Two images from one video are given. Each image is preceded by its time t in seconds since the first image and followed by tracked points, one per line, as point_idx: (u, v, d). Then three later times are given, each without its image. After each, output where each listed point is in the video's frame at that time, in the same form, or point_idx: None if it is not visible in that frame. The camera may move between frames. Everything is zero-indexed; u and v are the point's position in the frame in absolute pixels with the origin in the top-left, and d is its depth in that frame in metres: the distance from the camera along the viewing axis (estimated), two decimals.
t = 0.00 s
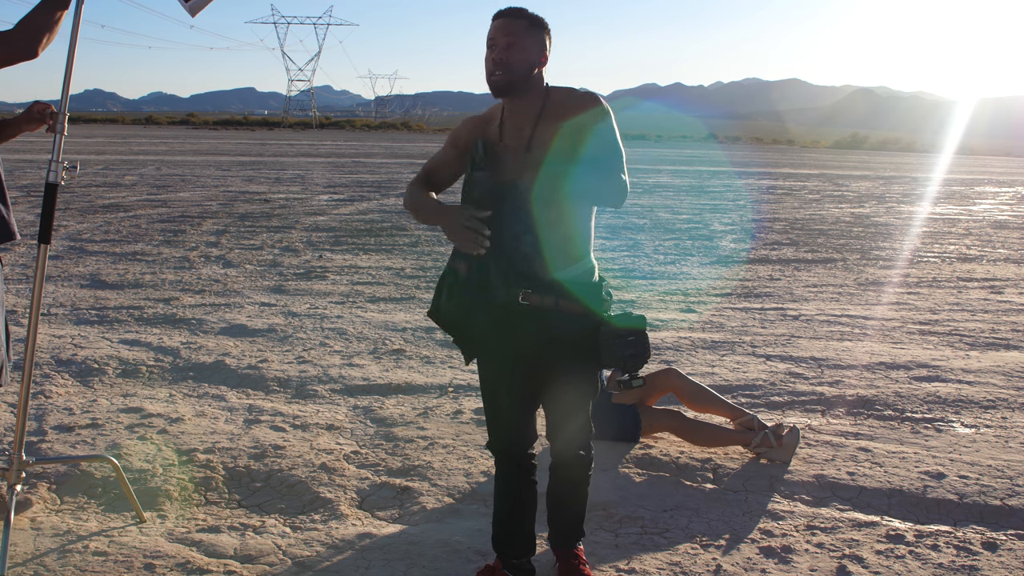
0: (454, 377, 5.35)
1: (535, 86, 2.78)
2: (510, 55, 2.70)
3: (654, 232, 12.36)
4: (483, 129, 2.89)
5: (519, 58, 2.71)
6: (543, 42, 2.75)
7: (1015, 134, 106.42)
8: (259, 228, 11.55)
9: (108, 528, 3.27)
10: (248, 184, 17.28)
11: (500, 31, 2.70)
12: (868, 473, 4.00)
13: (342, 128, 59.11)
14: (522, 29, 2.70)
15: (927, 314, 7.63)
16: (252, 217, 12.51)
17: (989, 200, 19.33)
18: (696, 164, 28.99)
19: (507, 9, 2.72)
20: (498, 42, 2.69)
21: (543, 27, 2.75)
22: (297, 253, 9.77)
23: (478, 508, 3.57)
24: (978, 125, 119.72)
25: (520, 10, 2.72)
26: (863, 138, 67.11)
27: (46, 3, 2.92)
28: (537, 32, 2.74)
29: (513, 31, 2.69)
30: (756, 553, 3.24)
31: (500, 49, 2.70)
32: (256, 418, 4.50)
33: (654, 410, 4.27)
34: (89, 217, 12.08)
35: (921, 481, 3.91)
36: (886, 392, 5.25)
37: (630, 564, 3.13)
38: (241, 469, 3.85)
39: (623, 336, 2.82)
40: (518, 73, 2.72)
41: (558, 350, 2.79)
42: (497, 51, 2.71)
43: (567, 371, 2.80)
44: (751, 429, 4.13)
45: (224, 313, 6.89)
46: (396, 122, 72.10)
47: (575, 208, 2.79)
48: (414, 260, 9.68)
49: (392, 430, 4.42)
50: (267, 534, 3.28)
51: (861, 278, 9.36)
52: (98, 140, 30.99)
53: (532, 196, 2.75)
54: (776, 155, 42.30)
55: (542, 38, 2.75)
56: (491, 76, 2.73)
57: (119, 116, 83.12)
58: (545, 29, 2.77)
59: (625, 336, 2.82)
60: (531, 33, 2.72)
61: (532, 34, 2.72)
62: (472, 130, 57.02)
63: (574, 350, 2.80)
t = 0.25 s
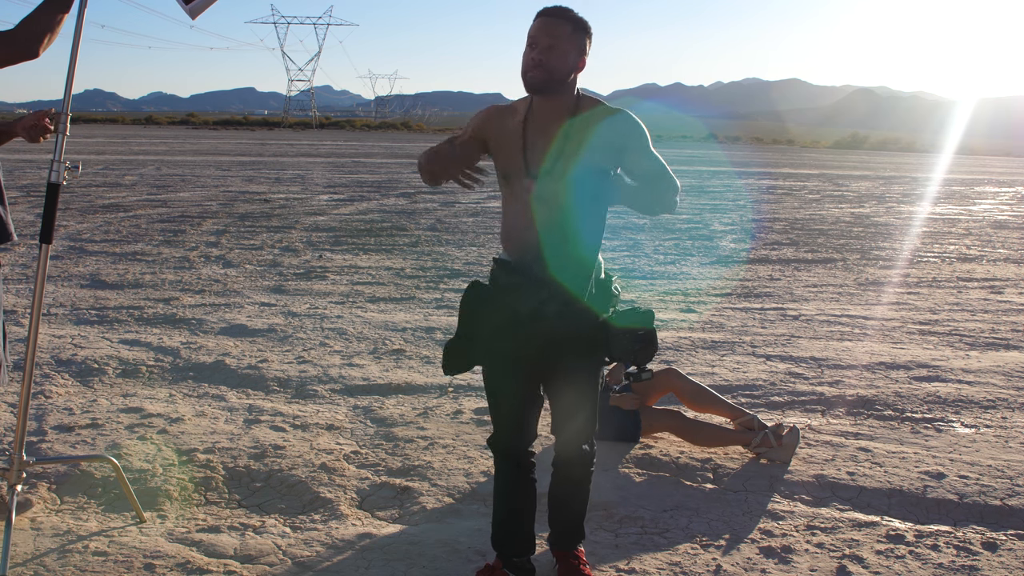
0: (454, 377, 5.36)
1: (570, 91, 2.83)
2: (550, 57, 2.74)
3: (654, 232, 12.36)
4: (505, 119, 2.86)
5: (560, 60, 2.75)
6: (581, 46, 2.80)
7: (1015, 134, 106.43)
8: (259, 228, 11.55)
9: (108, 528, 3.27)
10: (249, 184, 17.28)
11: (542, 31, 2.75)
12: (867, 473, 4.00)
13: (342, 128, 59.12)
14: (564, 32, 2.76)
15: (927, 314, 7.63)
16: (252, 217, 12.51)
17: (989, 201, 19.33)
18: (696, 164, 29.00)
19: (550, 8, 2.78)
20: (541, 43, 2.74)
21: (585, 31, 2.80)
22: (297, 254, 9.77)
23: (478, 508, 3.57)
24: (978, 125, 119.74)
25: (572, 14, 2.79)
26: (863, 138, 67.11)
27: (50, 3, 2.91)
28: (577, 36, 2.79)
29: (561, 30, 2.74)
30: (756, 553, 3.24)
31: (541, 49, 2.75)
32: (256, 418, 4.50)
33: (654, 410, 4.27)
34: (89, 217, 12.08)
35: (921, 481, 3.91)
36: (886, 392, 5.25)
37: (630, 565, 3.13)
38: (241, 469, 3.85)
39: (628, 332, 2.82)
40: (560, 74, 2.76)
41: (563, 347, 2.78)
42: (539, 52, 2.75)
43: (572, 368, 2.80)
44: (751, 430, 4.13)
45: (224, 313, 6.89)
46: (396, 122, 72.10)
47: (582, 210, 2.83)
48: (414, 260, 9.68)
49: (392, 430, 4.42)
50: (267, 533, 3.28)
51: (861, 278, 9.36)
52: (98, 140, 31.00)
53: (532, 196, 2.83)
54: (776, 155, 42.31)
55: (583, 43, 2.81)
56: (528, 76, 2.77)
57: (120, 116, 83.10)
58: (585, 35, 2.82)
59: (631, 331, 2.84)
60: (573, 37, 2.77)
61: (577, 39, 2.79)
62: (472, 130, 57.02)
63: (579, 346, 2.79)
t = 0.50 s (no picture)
0: (454, 377, 5.36)
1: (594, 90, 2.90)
2: (578, 57, 2.83)
3: (654, 232, 12.36)
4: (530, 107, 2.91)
5: (589, 59, 2.83)
6: (612, 48, 2.87)
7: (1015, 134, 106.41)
8: (259, 228, 11.54)
9: (108, 528, 3.27)
10: (248, 183, 17.28)
11: (574, 32, 2.83)
12: (868, 473, 4.00)
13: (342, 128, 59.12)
14: (594, 34, 2.84)
15: (927, 314, 7.63)
16: (252, 217, 12.51)
17: (989, 201, 19.33)
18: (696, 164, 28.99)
19: (584, 10, 2.86)
20: (569, 44, 2.84)
21: (616, 35, 2.88)
22: (297, 253, 9.77)
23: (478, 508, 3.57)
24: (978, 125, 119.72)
25: (603, 17, 2.87)
26: (863, 138, 67.10)
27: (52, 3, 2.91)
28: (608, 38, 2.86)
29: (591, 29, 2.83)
30: (756, 553, 3.24)
31: (571, 48, 2.84)
32: (256, 418, 4.50)
33: (654, 410, 4.27)
34: (89, 217, 12.08)
35: (921, 481, 3.91)
36: (886, 392, 5.25)
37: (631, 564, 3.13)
38: (241, 469, 3.85)
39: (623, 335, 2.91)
40: (587, 72, 2.85)
41: (565, 347, 2.86)
42: (568, 51, 2.84)
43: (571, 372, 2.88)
44: (751, 429, 4.13)
45: (224, 313, 6.89)
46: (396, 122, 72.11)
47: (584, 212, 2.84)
48: (413, 260, 9.68)
49: (392, 430, 4.42)
50: (267, 534, 3.28)
51: (861, 278, 9.35)
52: (98, 140, 31.00)
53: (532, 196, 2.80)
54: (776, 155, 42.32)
55: (615, 46, 2.88)
56: (558, 73, 2.86)
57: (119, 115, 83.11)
58: (616, 39, 2.89)
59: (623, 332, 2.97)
60: (603, 39, 2.85)
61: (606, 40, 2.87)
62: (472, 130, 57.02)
63: (581, 347, 2.87)
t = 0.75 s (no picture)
0: (454, 377, 5.36)
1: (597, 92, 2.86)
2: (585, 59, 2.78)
3: (654, 232, 12.36)
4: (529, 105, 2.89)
5: (596, 62, 2.79)
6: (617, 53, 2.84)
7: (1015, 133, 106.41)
8: (259, 228, 11.55)
9: (108, 528, 3.27)
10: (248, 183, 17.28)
11: (581, 34, 2.79)
12: (868, 473, 4.00)
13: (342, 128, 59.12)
14: (601, 37, 2.80)
15: (927, 314, 7.63)
16: (252, 217, 12.51)
17: (989, 201, 19.34)
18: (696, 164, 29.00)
19: (592, 13, 2.82)
20: (578, 45, 2.79)
21: (621, 39, 2.85)
22: (297, 253, 9.78)
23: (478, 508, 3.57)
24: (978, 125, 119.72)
25: (609, 21, 2.84)
26: (863, 138, 67.11)
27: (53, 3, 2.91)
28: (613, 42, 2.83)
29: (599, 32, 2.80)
30: (757, 553, 3.24)
31: (579, 51, 2.79)
32: (256, 418, 4.50)
33: (653, 410, 4.27)
34: (89, 217, 12.08)
35: (921, 481, 3.91)
36: (886, 392, 5.25)
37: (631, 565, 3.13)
38: (241, 469, 3.85)
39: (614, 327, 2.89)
40: (594, 75, 2.80)
41: (561, 347, 2.88)
42: (576, 53, 2.79)
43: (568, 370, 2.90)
44: (751, 430, 4.12)
45: (224, 313, 6.89)
46: (396, 122, 72.12)
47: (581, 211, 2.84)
48: (413, 260, 9.68)
49: (392, 430, 4.42)
50: (267, 534, 3.28)
51: (861, 278, 9.35)
52: (98, 140, 31.01)
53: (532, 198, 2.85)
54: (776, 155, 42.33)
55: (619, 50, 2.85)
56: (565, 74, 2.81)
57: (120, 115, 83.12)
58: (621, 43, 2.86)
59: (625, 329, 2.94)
60: (609, 43, 2.81)
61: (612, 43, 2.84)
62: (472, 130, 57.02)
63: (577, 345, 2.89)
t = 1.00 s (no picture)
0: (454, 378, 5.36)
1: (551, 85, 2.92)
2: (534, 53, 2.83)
3: (654, 232, 12.36)
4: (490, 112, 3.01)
5: (541, 57, 2.84)
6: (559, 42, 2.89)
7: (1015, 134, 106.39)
8: (259, 228, 11.55)
9: (108, 528, 3.27)
10: (248, 183, 17.28)
11: (522, 30, 2.84)
12: (868, 473, 4.00)
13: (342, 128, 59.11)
14: (543, 29, 2.84)
15: (927, 314, 7.63)
16: (252, 218, 12.51)
17: (989, 200, 19.33)
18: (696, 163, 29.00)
19: (525, 8, 2.86)
20: (522, 41, 2.83)
21: (562, 25, 2.88)
22: (297, 254, 9.78)
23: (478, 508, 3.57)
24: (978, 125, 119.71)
25: (546, 11, 2.88)
26: (863, 138, 67.12)
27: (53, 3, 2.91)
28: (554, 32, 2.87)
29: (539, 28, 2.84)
30: (756, 553, 3.24)
31: (522, 48, 2.84)
32: (256, 418, 4.50)
33: (653, 410, 4.26)
34: (89, 218, 12.08)
35: (921, 481, 3.91)
36: (886, 392, 5.25)
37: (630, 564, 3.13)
38: (241, 469, 3.85)
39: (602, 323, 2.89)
40: (540, 66, 2.85)
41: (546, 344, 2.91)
42: (520, 48, 2.84)
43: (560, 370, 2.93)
44: (751, 429, 4.12)
45: (224, 313, 6.89)
46: (396, 122, 72.13)
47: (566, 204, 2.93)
48: (413, 260, 9.68)
49: (392, 430, 4.42)
50: (267, 534, 3.28)
51: (861, 278, 9.36)
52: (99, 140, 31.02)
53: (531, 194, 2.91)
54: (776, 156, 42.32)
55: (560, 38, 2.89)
56: (515, 71, 2.86)
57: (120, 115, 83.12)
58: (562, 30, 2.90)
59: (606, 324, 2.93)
60: (551, 33, 2.86)
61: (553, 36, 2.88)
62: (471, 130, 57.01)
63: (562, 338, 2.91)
